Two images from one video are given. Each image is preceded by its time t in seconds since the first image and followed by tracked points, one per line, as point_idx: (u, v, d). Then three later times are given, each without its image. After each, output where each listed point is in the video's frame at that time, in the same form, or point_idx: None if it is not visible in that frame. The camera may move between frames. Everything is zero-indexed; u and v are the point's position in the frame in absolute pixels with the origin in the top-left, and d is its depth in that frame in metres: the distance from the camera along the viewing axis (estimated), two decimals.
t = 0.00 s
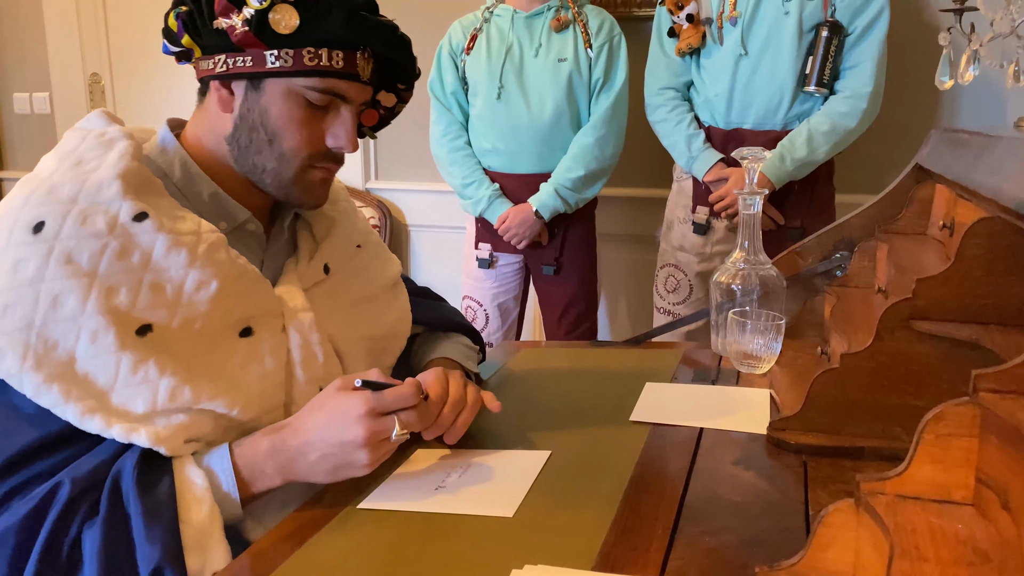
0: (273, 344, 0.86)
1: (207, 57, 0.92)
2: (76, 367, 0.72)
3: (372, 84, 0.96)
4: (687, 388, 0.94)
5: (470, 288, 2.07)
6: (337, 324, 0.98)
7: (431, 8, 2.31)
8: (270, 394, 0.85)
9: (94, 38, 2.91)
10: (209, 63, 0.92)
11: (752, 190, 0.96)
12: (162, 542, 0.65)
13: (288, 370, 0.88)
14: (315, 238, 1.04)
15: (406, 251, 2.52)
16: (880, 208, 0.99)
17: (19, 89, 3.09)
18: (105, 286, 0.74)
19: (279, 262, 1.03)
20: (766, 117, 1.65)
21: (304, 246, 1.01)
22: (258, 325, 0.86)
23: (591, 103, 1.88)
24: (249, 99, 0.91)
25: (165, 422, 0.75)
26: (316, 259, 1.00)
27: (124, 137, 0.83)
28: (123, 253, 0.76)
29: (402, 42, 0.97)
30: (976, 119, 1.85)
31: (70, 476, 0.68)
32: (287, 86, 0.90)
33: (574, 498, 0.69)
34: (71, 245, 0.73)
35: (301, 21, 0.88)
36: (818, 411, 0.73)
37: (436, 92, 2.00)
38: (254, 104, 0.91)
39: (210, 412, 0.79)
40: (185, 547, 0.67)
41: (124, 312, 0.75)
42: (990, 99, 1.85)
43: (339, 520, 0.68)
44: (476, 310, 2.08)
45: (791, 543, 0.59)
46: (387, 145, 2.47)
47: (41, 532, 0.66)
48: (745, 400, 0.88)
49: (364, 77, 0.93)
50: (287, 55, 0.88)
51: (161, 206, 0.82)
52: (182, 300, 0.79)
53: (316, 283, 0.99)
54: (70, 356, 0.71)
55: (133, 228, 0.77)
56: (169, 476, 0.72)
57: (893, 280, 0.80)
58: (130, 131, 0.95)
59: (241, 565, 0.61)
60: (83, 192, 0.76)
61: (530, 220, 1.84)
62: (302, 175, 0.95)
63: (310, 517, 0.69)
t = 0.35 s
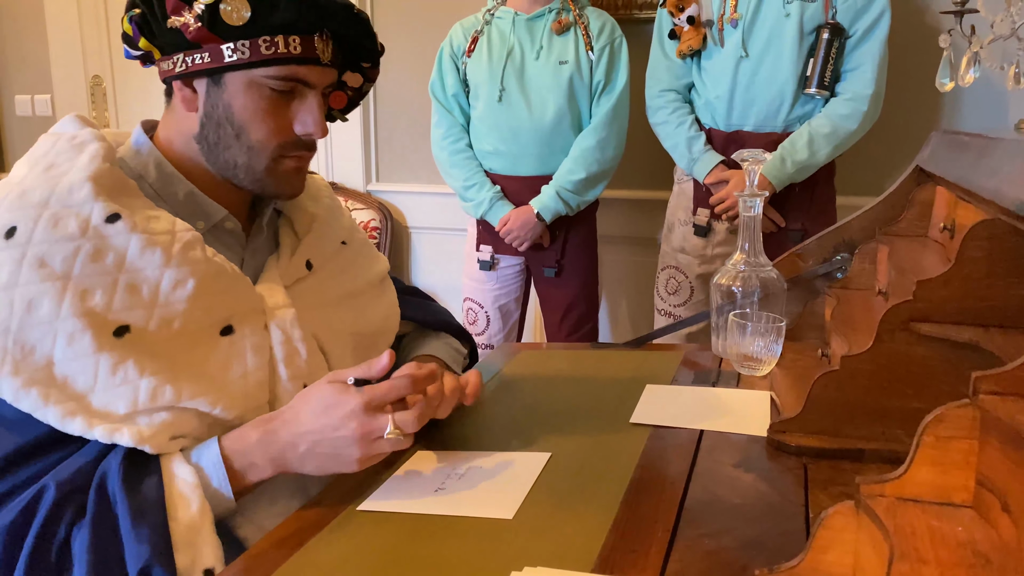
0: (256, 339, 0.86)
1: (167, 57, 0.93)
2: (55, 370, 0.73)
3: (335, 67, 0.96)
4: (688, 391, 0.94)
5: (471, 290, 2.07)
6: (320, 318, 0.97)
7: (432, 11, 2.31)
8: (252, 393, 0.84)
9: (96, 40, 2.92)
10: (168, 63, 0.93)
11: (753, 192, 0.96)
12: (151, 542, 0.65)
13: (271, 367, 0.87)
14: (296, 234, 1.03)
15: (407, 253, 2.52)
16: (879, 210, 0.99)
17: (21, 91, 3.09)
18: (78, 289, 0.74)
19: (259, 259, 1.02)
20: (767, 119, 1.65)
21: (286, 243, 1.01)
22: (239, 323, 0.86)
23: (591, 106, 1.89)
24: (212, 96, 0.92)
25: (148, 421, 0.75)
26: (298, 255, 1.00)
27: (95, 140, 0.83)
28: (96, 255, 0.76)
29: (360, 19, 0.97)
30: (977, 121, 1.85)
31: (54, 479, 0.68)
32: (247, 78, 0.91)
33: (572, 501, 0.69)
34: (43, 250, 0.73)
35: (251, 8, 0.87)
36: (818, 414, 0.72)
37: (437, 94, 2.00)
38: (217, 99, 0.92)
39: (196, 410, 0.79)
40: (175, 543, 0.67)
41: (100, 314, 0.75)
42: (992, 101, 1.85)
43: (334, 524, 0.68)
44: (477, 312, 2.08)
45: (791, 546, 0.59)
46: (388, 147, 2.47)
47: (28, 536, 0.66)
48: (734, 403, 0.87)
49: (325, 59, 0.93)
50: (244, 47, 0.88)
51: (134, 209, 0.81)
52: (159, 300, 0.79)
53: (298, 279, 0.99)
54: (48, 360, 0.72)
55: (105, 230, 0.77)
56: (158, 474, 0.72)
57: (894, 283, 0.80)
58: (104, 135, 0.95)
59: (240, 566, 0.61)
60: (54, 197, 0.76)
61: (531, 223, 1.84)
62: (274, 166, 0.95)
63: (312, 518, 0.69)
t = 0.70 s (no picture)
0: (248, 338, 0.87)
1: (132, 64, 0.92)
2: (51, 379, 0.72)
3: (307, 56, 0.96)
4: (688, 392, 0.94)
5: (472, 292, 2.07)
6: (309, 318, 0.98)
7: (434, 13, 2.31)
8: (246, 394, 0.85)
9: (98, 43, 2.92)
10: (136, 70, 0.92)
11: (754, 194, 0.96)
12: (173, 551, 0.64)
13: (262, 368, 0.88)
14: (281, 232, 1.03)
15: (408, 255, 2.52)
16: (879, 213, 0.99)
17: (22, 94, 3.09)
18: (66, 295, 0.74)
19: (245, 259, 1.02)
20: (769, 121, 1.65)
21: (271, 241, 1.01)
22: (229, 325, 0.86)
23: (592, 108, 1.88)
24: (187, 100, 0.92)
25: (152, 423, 0.75)
26: (286, 254, 1.00)
27: (69, 147, 0.82)
28: (80, 262, 0.75)
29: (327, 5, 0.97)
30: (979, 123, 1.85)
31: (75, 493, 0.67)
32: (223, 79, 0.91)
33: (573, 503, 0.69)
34: (26, 260, 0.73)
35: (218, 6, 0.87)
36: (820, 417, 0.72)
37: (439, 97, 2.00)
38: (192, 102, 0.92)
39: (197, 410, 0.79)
40: (199, 552, 0.66)
41: (90, 318, 0.75)
42: (993, 103, 1.85)
43: (333, 527, 0.67)
44: (478, 314, 2.08)
45: (792, 548, 0.59)
46: (389, 149, 2.47)
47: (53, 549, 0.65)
48: (727, 407, 0.87)
49: (296, 50, 0.93)
50: (215, 48, 0.88)
51: (115, 214, 0.81)
52: (148, 303, 0.79)
53: (287, 277, 0.99)
54: (43, 369, 0.72)
55: (87, 235, 0.77)
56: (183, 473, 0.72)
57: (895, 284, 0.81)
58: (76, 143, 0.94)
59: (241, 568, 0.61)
60: (32, 205, 0.76)
61: (532, 225, 1.84)
62: (257, 164, 0.95)
63: (314, 520, 0.69)
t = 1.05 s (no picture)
0: (247, 340, 0.86)
1: (109, 74, 0.92)
2: (43, 394, 0.72)
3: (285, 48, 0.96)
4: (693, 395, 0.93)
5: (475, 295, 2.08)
6: (312, 315, 0.96)
7: (436, 17, 2.31)
8: (246, 397, 0.84)
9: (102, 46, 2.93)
10: (114, 80, 0.92)
11: (756, 196, 0.96)
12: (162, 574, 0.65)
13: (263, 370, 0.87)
14: (284, 227, 1.02)
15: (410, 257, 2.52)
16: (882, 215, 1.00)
17: (26, 96, 3.10)
18: (57, 310, 0.73)
19: (241, 263, 1.01)
20: (770, 124, 1.65)
21: (275, 239, 1.00)
22: (228, 327, 0.86)
23: (594, 111, 1.88)
24: (167, 107, 0.92)
25: (144, 437, 0.75)
26: (295, 248, 0.99)
27: (60, 158, 0.80)
28: (70, 276, 0.74)
29: None
30: (980, 126, 1.85)
31: (65, 512, 0.67)
32: (202, 81, 0.91)
33: (574, 506, 0.69)
34: (16, 275, 0.72)
35: (185, 9, 0.87)
36: (823, 419, 0.72)
37: (440, 100, 2.00)
38: (172, 107, 0.92)
39: (191, 422, 0.79)
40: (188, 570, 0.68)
41: (81, 332, 0.74)
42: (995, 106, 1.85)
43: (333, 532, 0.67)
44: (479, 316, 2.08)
45: (794, 550, 0.59)
46: (391, 152, 2.48)
47: (42, 568, 0.65)
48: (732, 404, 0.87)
49: (271, 42, 0.92)
50: (189, 51, 0.88)
51: (105, 227, 0.79)
52: (141, 314, 0.79)
53: (296, 274, 0.98)
54: (35, 384, 0.72)
55: (77, 249, 0.75)
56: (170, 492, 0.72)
57: (897, 287, 0.82)
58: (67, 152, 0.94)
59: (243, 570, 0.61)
60: (22, 220, 0.75)
61: (534, 228, 1.84)
62: (245, 164, 0.94)
63: (317, 523, 0.69)
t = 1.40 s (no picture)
0: (236, 349, 0.85)
1: (99, 81, 0.93)
2: (25, 405, 0.72)
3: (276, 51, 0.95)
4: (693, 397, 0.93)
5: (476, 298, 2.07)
6: (309, 322, 0.95)
7: (437, 20, 2.32)
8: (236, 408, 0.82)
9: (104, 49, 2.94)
10: (105, 87, 0.92)
11: (756, 200, 0.96)
12: None
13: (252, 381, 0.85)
14: (286, 233, 1.02)
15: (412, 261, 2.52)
16: (883, 219, 1.00)
17: (28, 100, 3.11)
18: (39, 321, 0.73)
19: (239, 272, 1.01)
20: (771, 128, 1.65)
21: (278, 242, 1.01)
22: (218, 335, 0.84)
23: (595, 115, 1.89)
24: (158, 113, 0.92)
25: (124, 449, 0.74)
26: (295, 255, 0.98)
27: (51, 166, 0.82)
28: (54, 286, 0.74)
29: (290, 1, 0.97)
30: (981, 129, 1.85)
31: (42, 520, 0.68)
32: (190, 87, 0.91)
33: (571, 511, 0.70)
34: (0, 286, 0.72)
35: (170, 16, 0.87)
36: (822, 423, 0.72)
37: (440, 103, 2.01)
38: (162, 114, 0.92)
39: (174, 434, 0.78)
40: None
41: (63, 344, 0.74)
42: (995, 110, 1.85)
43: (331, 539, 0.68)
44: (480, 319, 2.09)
45: (793, 554, 0.59)
46: (392, 156, 2.48)
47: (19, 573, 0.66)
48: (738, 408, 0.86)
49: (261, 47, 0.92)
50: (175, 58, 0.89)
51: (92, 236, 0.80)
52: (125, 323, 0.78)
53: (299, 278, 0.97)
54: (17, 394, 0.72)
55: (61, 259, 0.75)
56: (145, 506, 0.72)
57: (897, 291, 0.82)
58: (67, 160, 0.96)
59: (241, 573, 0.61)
60: (8, 230, 0.75)
61: (535, 232, 1.84)
62: (237, 170, 0.94)
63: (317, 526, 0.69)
